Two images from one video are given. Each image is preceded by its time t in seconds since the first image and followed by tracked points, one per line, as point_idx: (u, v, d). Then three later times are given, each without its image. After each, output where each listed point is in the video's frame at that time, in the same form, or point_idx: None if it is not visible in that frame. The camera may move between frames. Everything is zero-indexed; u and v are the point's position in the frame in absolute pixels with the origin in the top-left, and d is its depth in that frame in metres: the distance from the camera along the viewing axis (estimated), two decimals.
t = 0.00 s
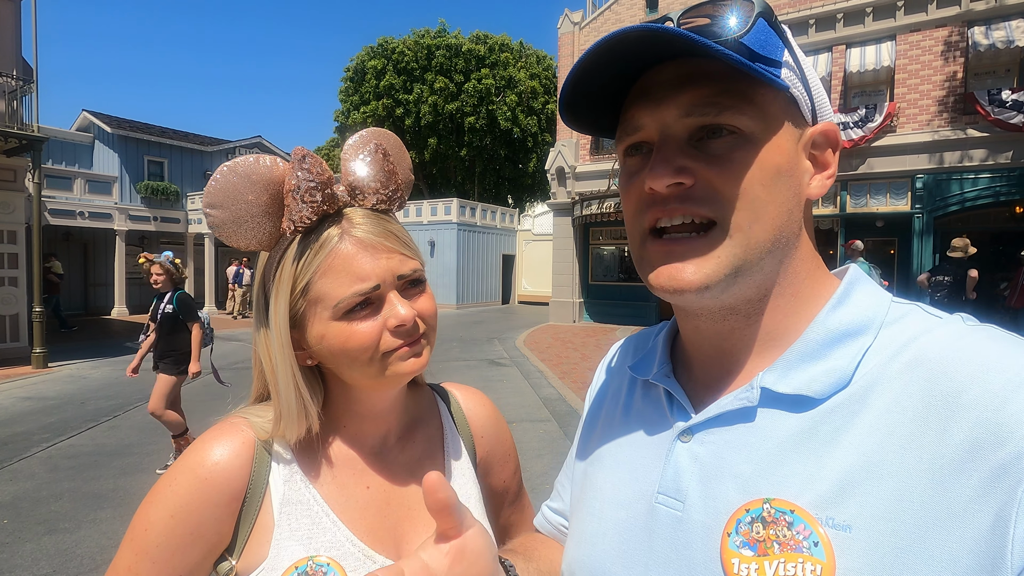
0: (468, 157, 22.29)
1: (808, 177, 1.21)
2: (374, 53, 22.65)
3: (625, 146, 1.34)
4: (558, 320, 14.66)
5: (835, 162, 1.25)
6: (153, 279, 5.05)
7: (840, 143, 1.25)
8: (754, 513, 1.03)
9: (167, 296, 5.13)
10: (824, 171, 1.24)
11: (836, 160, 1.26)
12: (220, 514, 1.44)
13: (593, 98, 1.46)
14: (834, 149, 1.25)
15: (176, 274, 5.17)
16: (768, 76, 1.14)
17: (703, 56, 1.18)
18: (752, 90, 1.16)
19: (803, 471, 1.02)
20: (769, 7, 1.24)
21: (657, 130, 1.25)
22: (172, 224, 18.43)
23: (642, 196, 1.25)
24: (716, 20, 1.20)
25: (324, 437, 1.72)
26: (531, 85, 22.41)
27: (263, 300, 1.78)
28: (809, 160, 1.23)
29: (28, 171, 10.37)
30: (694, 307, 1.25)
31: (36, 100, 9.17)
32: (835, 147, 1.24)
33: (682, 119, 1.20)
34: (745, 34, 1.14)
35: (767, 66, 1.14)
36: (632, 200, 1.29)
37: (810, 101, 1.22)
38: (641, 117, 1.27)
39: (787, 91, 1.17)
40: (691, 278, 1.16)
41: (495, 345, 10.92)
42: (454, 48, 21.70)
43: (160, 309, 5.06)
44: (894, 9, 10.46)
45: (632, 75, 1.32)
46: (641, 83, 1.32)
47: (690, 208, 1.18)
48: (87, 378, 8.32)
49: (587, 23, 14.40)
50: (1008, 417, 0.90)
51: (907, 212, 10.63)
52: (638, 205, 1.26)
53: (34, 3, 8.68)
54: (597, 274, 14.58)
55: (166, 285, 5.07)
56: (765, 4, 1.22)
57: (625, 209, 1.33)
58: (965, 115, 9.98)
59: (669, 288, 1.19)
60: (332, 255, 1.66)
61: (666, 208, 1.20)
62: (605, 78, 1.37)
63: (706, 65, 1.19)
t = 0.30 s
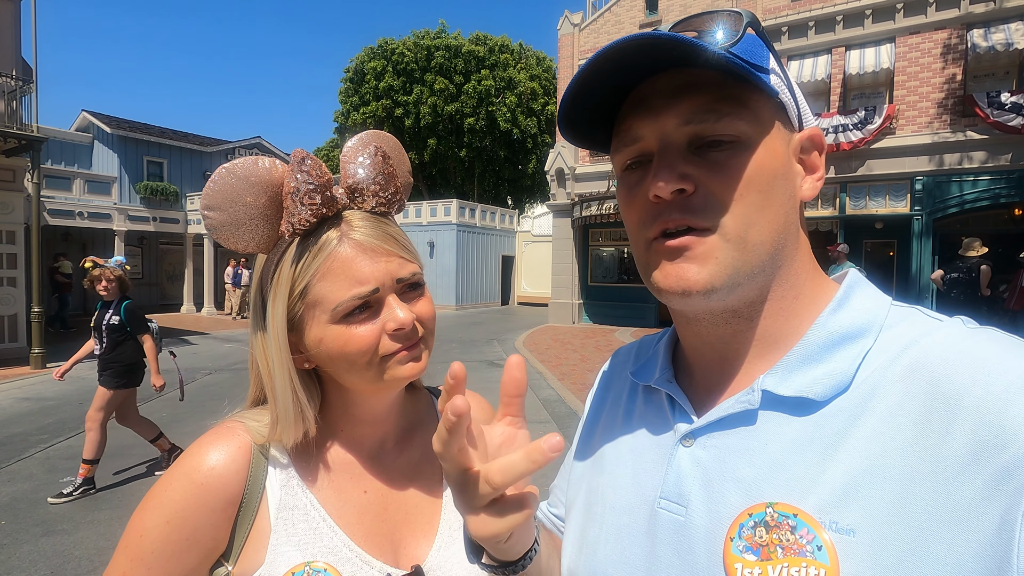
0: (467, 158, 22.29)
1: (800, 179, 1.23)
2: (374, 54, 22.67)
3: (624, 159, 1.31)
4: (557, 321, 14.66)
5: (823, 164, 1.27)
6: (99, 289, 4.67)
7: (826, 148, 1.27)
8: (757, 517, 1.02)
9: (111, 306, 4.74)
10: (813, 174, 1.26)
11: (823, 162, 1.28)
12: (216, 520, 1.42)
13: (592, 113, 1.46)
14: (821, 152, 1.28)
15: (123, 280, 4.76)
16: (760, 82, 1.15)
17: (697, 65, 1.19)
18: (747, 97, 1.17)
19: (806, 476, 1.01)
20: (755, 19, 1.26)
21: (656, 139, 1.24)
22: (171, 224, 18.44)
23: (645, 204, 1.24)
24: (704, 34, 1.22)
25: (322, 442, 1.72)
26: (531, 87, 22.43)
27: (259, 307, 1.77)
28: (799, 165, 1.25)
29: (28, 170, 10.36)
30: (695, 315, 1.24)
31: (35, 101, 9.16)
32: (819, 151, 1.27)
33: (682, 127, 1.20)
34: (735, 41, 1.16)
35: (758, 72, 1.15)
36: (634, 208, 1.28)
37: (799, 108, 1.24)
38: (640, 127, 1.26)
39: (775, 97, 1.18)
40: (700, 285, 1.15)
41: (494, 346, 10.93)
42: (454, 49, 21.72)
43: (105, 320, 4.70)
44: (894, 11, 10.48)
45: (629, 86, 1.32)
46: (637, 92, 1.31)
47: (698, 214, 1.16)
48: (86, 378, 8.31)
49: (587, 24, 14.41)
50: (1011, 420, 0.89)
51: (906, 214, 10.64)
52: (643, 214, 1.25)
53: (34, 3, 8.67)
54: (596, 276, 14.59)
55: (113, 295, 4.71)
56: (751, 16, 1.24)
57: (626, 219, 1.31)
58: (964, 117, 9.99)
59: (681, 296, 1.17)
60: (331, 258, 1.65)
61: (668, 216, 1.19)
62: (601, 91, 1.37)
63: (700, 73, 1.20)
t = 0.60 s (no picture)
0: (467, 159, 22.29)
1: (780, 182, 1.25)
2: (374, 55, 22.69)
3: (610, 169, 1.31)
4: (555, 322, 14.67)
5: (798, 167, 1.29)
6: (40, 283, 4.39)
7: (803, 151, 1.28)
8: (742, 510, 1.03)
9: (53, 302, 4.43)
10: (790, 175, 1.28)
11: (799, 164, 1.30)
12: (212, 515, 1.43)
13: (577, 126, 1.46)
14: (797, 155, 1.29)
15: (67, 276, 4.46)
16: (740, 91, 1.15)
17: (676, 74, 1.20)
18: (725, 105, 1.18)
19: (789, 468, 1.02)
20: (733, 28, 1.27)
21: (642, 150, 1.24)
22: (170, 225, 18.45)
23: (632, 213, 1.25)
24: (681, 42, 1.23)
25: (316, 437, 1.72)
26: (531, 88, 22.47)
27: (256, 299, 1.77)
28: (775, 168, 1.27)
29: (27, 170, 10.36)
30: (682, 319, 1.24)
31: (35, 101, 9.16)
32: (797, 152, 1.28)
33: (666, 139, 1.20)
34: (713, 51, 1.16)
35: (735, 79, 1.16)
36: (621, 214, 1.28)
37: (778, 111, 1.25)
38: (626, 138, 1.26)
39: (753, 104, 1.18)
40: (694, 294, 1.16)
41: (493, 346, 10.94)
42: (454, 50, 21.74)
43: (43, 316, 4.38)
44: (892, 13, 10.51)
45: (613, 94, 1.31)
46: (620, 101, 1.30)
47: (686, 223, 1.17)
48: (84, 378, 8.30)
49: (586, 25, 14.43)
50: (989, 411, 0.90)
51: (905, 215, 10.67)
52: (629, 221, 1.26)
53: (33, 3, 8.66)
54: (596, 276, 14.59)
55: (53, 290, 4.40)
56: (728, 25, 1.25)
57: (613, 226, 1.32)
58: (962, 119, 10.00)
59: (674, 306, 1.19)
60: (325, 255, 1.65)
61: (658, 224, 1.20)
62: (587, 102, 1.36)
63: (681, 81, 1.20)
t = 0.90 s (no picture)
0: (467, 160, 22.30)
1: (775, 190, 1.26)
2: (374, 56, 22.71)
3: (611, 171, 1.29)
4: (555, 323, 14.66)
5: (793, 174, 1.30)
6: None
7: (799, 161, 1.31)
8: (738, 522, 1.02)
9: None
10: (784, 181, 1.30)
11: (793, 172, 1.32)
12: (198, 522, 1.43)
13: (582, 128, 1.41)
14: (791, 162, 1.31)
15: None
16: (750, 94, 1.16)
17: (684, 75, 1.20)
18: (733, 109, 1.19)
19: (785, 480, 1.01)
20: (742, 30, 1.29)
21: (649, 152, 1.22)
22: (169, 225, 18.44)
23: (637, 218, 1.23)
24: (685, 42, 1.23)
25: (306, 441, 1.72)
26: (531, 89, 22.47)
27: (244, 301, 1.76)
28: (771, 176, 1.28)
29: (26, 170, 10.35)
30: (680, 325, 1.22)
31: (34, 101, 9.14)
32: (792, 161, 1.30)
33: (677, 141, 1.19)
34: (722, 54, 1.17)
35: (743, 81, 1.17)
36: (620, 220, 1.27)
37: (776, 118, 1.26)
38: (632, 140, 1.24)
39: (758, 109, 1.20)
40: (700, 301, 1.15)
41: (492, 347, 10.93)
42: (453, 50, 21.76)
43: None
44: (892, 15, 10.52)
45: (614, 96, 1.29)
46: (624, 102, 1.28)
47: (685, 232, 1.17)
48: (83, 379, 8.28)
49: (586, 27, 14.46)
50: (985, 421, 0.89)
51: (905, 217, 10.67)
52: (632, 227, 1.24)
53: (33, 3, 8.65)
54: (595, 277, 14.59)
55: None
56: (736, 27, 1.28)
57: (612, 232, 1.30)
58: (961, 121, 10.01)
59: (679, 314, 1.18)
60: (310, 258, 1.65)
61: (663, 229, 1.19)
62: (591, 106, 1.33)
63: (685, 83, 1.21)
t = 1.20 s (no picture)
0: (467, 160, 22.30)
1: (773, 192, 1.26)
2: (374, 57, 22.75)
3: (609, 172, 1.28)
4: (555, 324, 14.66)
5: (791, 176, 1.30)
6: None
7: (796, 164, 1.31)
8: (738, 526, 1.01)
9: None
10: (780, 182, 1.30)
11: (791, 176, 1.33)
12: (192, 524, 1.42)
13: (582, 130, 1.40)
14: (790, 165, 1.31)
15: None
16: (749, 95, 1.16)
17: (683, 74, 1.20)
18: (732, 109, 1.18)
19: (787, 483, 1.00)
20: (739, 29, 1.29)
21: (648, 152, 1.21)
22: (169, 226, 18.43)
23: (636, 220, 1.23)
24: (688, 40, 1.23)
25: (301, 443, 1.72)
26: (531, 89, 22.48)
27: (240, 299, 1.75)
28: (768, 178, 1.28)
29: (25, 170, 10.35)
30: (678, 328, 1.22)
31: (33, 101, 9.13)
32: (789, 162, 1.30)
33: (675, 141, 1.18)
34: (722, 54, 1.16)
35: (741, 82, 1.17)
36: (618, 221, 1.27)
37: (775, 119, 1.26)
38: (630, 139, 1.23)
39: (755, 110, 1.20)
40: (701, 306, 1.15)
41: (492, 348, 10.93)
42: (453, 51, 21.77)
43: None
44: (892, 16, 10.52)
45: (614, 94, 1.29)
46: (623, 100, 1.27)
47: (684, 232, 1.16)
48: (83, 380, 8.27)
49: (586, 27, 14.46)
50: (985, 423, 0.89)
51: (905, 218, 10.67)
52: (631, 228, 1.23)
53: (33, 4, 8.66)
54: (595, 278, 14.59)
55: None
56: (734, 26, 1.28)
57: (610, 233, 1.30)
58: (961, 121, 10.01)
59: (681, 318, 1.17)
60: (302, 257, 1.65)
61: (663, 230, 1.19)
62: (591, 106, 1.32)
63: (685, 82, 1.20)
